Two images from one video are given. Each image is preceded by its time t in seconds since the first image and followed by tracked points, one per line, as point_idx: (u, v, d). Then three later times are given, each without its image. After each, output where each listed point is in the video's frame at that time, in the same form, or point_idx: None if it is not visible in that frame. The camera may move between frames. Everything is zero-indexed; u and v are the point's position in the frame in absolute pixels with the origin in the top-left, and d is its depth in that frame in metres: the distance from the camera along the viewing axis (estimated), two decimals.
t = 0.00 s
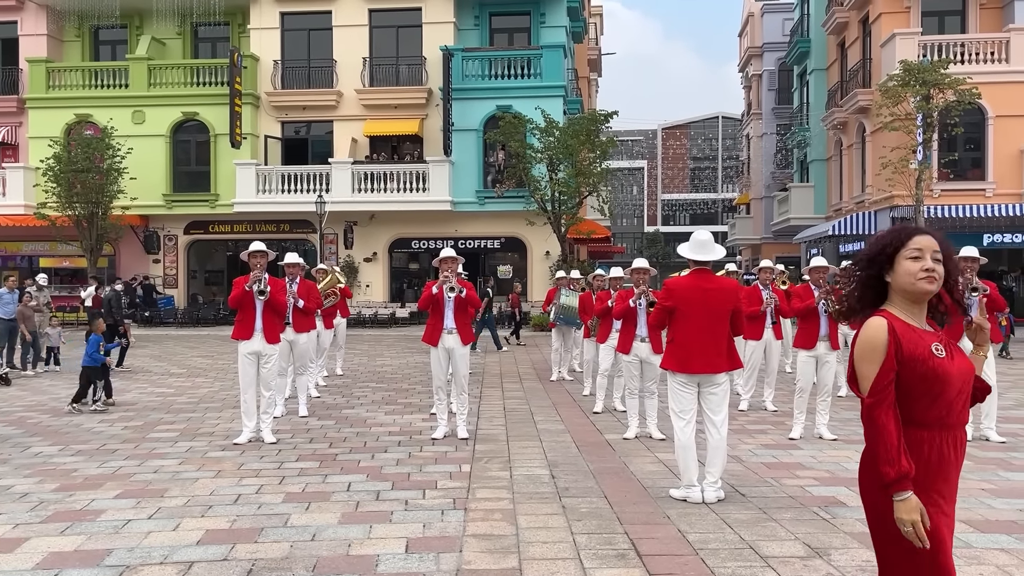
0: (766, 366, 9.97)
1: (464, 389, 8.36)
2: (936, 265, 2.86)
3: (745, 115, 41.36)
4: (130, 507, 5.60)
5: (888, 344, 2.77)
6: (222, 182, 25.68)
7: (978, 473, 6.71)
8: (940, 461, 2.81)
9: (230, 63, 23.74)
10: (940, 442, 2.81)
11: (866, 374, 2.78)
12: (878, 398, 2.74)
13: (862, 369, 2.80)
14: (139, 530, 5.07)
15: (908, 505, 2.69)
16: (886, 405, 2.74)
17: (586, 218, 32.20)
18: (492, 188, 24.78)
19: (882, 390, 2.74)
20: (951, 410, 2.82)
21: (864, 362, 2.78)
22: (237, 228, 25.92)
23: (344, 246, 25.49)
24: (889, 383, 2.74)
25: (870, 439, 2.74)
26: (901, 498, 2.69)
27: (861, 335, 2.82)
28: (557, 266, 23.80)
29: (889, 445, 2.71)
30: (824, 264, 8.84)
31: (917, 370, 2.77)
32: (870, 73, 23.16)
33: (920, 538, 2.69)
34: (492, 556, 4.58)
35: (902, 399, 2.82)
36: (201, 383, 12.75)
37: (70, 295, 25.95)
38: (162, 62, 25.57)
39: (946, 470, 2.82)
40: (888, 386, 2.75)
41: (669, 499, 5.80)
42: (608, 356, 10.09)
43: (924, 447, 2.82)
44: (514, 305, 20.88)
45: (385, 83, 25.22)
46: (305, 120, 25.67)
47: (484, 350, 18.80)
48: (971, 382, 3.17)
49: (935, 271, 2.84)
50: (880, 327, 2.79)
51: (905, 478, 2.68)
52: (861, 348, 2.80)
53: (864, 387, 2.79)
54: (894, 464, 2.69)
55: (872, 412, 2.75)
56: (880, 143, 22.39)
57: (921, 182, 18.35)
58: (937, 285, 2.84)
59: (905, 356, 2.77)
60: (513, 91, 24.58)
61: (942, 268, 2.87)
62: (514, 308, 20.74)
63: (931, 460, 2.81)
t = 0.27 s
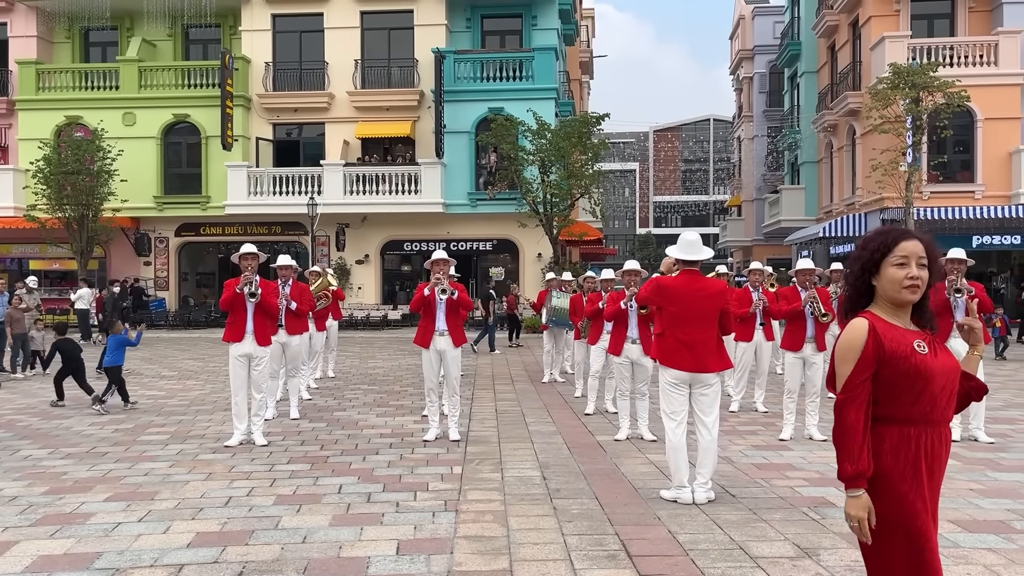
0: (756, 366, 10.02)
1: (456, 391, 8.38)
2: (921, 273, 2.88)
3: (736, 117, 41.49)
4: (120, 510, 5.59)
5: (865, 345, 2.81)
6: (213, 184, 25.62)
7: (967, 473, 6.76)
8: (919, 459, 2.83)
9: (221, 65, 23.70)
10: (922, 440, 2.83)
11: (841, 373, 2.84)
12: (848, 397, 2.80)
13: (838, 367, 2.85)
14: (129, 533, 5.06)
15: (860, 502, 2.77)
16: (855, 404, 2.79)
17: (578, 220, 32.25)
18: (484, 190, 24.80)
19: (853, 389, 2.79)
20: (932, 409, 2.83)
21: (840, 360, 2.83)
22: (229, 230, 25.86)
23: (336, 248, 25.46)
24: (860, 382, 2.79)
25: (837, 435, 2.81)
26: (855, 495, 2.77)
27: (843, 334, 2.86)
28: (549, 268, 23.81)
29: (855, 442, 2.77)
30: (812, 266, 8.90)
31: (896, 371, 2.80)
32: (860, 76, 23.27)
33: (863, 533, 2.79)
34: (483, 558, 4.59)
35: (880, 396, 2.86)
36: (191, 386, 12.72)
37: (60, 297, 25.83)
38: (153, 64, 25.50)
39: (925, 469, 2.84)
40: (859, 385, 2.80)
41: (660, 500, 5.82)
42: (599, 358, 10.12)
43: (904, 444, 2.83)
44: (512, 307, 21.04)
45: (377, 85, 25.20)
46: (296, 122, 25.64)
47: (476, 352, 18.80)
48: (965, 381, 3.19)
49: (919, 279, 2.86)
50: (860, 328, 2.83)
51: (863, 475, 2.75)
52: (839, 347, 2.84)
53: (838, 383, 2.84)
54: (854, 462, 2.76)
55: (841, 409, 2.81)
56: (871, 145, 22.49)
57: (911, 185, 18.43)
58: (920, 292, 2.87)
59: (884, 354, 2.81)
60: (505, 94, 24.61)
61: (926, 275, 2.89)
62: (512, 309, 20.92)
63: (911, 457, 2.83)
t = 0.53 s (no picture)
0: (749, 367, 10.03)
1: (450, 392, 8.37)
2: (915, 275, 2.89)
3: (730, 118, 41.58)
4: (112, 512, 5.57)
5: (860, 346, 2.80)
6: (207, 186, 25.57)
7: (959, 473, 6.79)
8: (911, 458, 2.85)
9: (214, 66, 23.66)
10: (914, 438, 2.85)
11: (836, 374, 2.83)
12: (844, 399, 2.79)
13: (833, 368, 2.84)
14: (122, 535, 5.04)
15: (856, 501, 2.78)
16: (851, 405, 2.79)
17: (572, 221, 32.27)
18: (478, 191, 24.81)
19: (849, 391, 2.79)
20: (924, 409, 2.86)
21: (836, 361, 2.83)
22: (222, 232, 25.81)
23: (329, 249, 25.42)
24: (855, 383, 2.80)
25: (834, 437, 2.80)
26: (850, 494, 2.78)
27: (837, 335, 2.86)
28: (542, 269, 23.80)
29: (855, 443, 2.78)
30: (800, 267, 8.96)
31: (889, 370, 2.82)
32: (853, 78, 23.34)
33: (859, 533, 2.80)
34: (476, 559, 4.59)
35: (873, 396, 2.86)
36: (184, 387, 12.68)
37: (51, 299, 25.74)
38: (146, 65, 25.43)
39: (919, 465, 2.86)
40: (854, 386, 2.80)
41: (654, 501, 5.82)
42: (593, 359, 10.12)
43: (899, 442, 2.85)
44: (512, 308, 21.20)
45: (371, 86, 25.19)
46: (290, 123, 25.60)
47: (470, 354, 18.78)
48: (955, 379, 3.21)
49: (913, 282, 2.88)
50: (856, 329, 2.83)
51: (859, 475, 2.76)
52: (833, 349, 2.84)
53: (832, 385, 2.84)
54: (851, 462, 2.77)
55: (837, 411, 2.81)
56: (864, 146, 22.56)
57: (903, 185, 18.49)
58: (914, 295, 2.89)
59: (879, 355, 2.82)
60: (499, 95, 24.62)
61: (921, 278, 2.91)
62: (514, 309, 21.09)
63: (904, 455, 2.84)
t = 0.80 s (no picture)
0: (746, 368, 10.04)
1: (448, 394, 8.36)
2: (914, 277, 2.89)
3: (727, 119, 41.62)
4: (110, 515, 5.56)
5: (866, 349, 2.80)
6: (204, 187, 25.56)
7: (957, 473, 6.80)
8: (914, 458, 2.85)
9: (212, 67, 23.65)
10: (915, 439, 2.86)
11: (843, 378, 2.81)
12: (853, 402, 2.78)
13: (839, 372, 2.83)
14: (120, 537, 5.03)
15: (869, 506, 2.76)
16: (859, 408, 2.77)
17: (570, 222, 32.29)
18: (476, 193, 24.81)
19: (857, 394, 2.78)
20: (925, 410, 2.87)
21: (841, 364, 2.82)
22: (219, 233, 25.78)
23: (327, 251, 25.41)
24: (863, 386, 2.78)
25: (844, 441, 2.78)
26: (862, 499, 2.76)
27: (840, 338, 2.85)
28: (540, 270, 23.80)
29: (865, 448, 2.76)
30: (793, 268, 9.01)
31: (892, 372, 2.82)
32: (850, 79, 23.38)
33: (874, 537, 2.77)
34: (475, 560, 4.58)
35: (877, 398, 2.86)
36: (182, 389, 12.67)
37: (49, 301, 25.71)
38: (143, 67, 25.40)
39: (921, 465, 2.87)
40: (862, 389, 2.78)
41: (653, 502, 5.82)
42: (591, 360, 10.13)
43: (901, 443, 2.85)
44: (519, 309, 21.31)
45: (368, 87, 25.19)
46: (288, 125, 25.59)
47: (468, 355, 18.78)
48: (952, 377, 3.22)
49: (912, 283, 2.88)
50: (859, 332, 2.83)
51: (871, 481, 2.74)
52: (838, 353, 2.83)
53: (839, 389, 2.82)
54: (862, 465, 2.75)
55: (846, 414, 2.79)
56: (861, 147, 22.60)
57: (901, 186, 18.51)
58: (913, 296, 2.89)
59: (882, 357, 2.82)
60: (497, 96, 24.62)
61: (920, 279, 2.91)
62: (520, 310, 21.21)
63: (907, 456, 2.85)
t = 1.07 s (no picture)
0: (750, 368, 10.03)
1: (452, 394, 8.36)
2: (919, 277, 2.89)
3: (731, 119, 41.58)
4: (116, 515, 5.57)
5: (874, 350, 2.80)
6: (209, 189, 25.60)
7: (962, 474, 6.78)
8: (920, 459, 2.85)
9: (216, 69, 23.69)
10: (921, 439, 2.86)
11: (853, 380, 2.80)
12: (864, 404, 2.77)
13: (849, 374, 2.82)
14: (126, 538, 5.05)
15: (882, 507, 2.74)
16: (871, 410, 2.76)
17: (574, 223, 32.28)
18: (480, 193, 24.82)
19: (868, 396, 2.77)
20: (930, 411, 2.86)
21: (851, 366, 2.80)
22: (224, 234, 25.82)
23: (331, 252, 25.44)
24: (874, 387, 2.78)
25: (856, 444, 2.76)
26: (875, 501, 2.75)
27: (847, 340, 2.85)
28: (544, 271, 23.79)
29: (876, 450, 2.76)
30: (794, 268, 8.99)
31: (900, 373, 2.82)
32: (854, 79, 23.36)
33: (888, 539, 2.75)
34: (479, 561, 4.59)
35: (884, 399, 2.86)
36: (187, 390, 12.69)
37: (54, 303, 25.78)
38: (148, 69, 25.45)
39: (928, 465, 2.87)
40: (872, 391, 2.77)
41: (657, 502, 5.82)
42: (596, 361, 10.12)
43: (907, 444, 2.85)
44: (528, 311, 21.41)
45: (372, 89, 25.22)
46: (292, 126, 25.63)
47: (472, 356, 18.78)
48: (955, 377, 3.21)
49: (917, 283, 2.88)
50: (866, 333, 2.82)
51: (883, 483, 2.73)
52: (846, 354, 2.82)
53: (849, 391, 2.81)
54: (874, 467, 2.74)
55: (858, 416, 2.78)
56: (865, 147, 22.58)
57: (905, 186, 18.47)
58: (918, 295, 2.89)
59: (888, 359, 2.81)
60: (501, 97, 24.63)
61: (925, 279, 2.90)
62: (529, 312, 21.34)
63: (913, 457, 2.85)
